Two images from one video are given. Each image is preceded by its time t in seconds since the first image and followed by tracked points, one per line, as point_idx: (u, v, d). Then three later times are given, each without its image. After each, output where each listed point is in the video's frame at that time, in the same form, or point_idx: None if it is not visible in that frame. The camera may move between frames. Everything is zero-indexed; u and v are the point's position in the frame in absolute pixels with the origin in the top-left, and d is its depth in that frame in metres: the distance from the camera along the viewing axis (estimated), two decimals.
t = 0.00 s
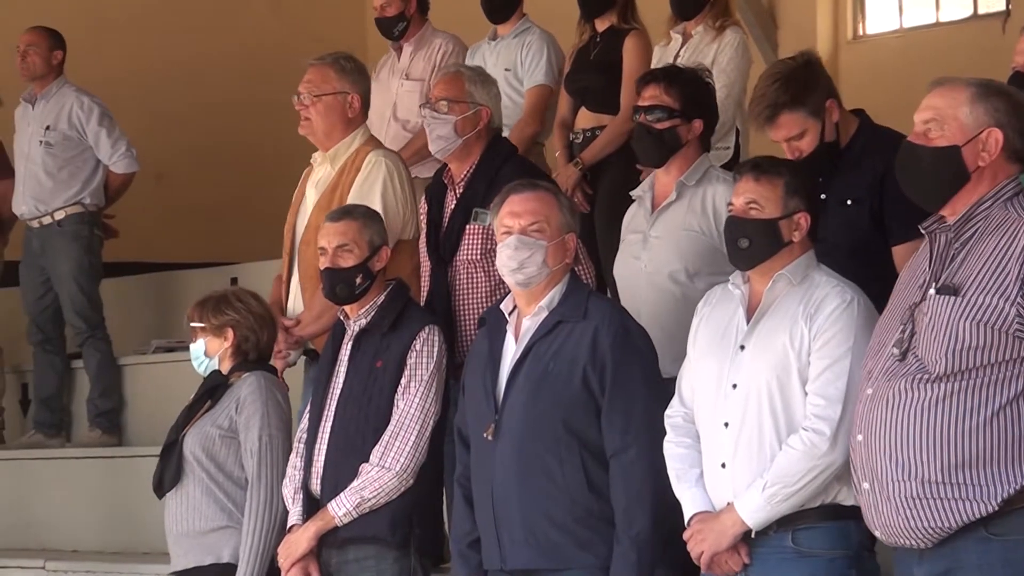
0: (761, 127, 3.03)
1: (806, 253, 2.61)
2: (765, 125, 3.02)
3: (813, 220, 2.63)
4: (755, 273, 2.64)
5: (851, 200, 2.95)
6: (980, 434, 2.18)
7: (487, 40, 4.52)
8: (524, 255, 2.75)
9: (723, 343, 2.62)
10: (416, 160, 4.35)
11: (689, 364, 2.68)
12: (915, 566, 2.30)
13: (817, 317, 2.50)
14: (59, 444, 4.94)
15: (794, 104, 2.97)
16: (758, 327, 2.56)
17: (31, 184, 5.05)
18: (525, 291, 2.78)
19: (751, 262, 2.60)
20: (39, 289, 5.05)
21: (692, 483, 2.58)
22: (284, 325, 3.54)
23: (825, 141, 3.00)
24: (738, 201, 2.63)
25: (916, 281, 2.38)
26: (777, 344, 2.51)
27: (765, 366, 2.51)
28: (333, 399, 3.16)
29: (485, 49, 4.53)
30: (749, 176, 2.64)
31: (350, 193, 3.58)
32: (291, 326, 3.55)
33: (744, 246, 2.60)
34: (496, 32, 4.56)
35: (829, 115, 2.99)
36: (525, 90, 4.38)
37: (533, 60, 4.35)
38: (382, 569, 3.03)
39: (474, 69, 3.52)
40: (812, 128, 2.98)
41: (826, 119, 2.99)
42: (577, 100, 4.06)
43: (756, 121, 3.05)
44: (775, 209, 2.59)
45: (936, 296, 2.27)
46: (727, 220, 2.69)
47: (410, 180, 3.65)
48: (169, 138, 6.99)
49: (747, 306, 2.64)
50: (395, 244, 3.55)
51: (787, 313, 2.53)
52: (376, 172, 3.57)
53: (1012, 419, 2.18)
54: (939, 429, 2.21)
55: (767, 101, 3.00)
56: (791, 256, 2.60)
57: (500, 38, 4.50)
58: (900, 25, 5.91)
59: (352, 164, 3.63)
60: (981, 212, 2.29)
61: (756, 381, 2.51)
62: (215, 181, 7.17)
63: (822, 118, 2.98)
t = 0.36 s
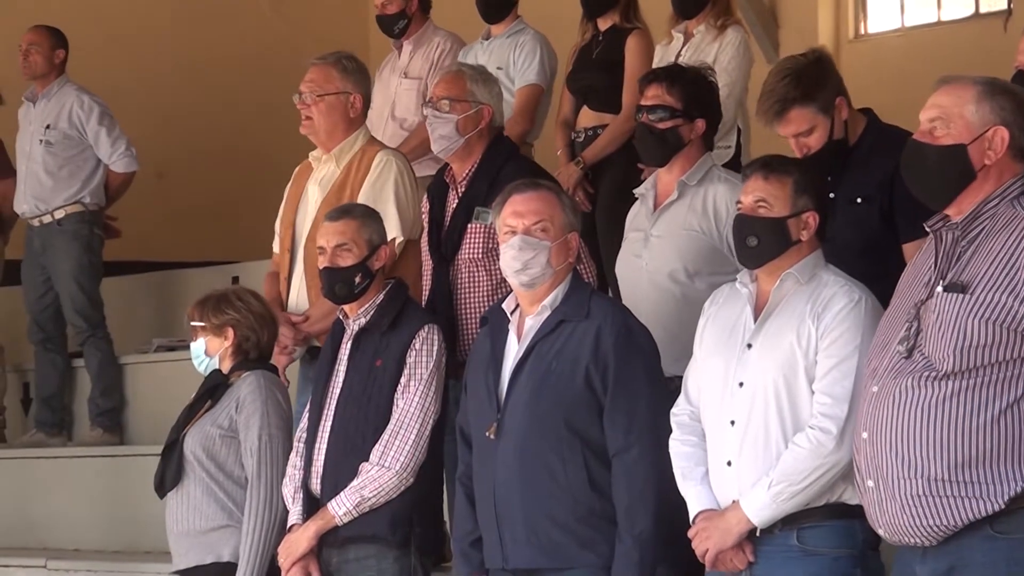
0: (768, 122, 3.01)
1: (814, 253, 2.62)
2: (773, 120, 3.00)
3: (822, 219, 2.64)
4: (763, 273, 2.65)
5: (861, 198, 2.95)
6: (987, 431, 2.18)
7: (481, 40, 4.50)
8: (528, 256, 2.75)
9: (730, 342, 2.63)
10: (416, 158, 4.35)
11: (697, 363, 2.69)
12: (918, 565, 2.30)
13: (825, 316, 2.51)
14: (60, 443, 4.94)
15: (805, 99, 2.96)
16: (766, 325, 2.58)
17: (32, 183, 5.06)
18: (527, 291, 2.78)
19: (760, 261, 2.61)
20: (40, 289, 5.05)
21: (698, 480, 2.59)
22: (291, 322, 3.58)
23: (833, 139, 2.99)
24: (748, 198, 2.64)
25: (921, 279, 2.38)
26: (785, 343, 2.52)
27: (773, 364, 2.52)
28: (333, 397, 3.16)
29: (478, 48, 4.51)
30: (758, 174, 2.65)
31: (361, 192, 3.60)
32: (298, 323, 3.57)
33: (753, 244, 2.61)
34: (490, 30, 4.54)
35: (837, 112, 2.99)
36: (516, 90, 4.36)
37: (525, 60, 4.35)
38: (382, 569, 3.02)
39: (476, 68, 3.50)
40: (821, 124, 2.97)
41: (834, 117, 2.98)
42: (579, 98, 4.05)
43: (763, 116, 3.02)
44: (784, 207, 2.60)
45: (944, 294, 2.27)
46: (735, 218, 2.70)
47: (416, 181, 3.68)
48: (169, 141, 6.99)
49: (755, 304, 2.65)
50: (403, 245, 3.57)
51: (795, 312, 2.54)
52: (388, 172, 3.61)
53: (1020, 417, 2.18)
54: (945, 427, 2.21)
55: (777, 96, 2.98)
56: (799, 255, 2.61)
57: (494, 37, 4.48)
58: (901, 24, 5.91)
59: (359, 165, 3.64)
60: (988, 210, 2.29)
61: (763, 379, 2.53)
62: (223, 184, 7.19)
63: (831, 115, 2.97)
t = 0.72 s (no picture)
0: (786, 106, 3.03)
1: (822, 251, 2.63)
2: (790, 106, 3.02)
3: (830, 217, 2.64)
4: (771, 270, 2.67)
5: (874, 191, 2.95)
6: (992, 431, 2.19)
7: (478, 37, 4.49)
8: (532, 255, 2.75)
9: (737, 339, 2.64)
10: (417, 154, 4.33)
11: (704, 360, 2.70)
12: (926, 562, 2.30)
13: (832, 314, 2.51)
14: (63, 441, 4.94)
15: (825, 87, 2.98)
16: (773, 322, 2.58)
17: (31, 181, 5.06)
18: (530, 290, 2.78)
19: (768, 257, 2.62)
20: (40, 287, 5.04)
21: (703, 477, 2.59)
22: (292, 320, 3.58)
23: (849, 129, 3.00)
24: (756, 195, 2.65)
25: (933, 278, 2.38)
26: (792, 340, 2.52)
27: (779, 362, 2.52)
28: (335, 394, 3.16)
29: (475, 45, 4.49)
30: (767, 171, 2.66)
31: (362, 189, 3.61)
32: (299, 321, 3.58)
33: (761, 241, 2.62)
34: (487, 28, 4.53)
35: (855, 104, 3.00)
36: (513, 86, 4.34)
37: (524, 57, 4.33)
38: (384, 567, 3.02)
39: (479, 65, 3.49)
40: (839, 114, 2.99)
41: (851, 108, 3.00)
42: (582, 96, 4.06)
43: (781, 102, 3.04)
44: (792, 204, 2.61)
45: (953, 293, 2.28)
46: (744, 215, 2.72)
47: (417, 178, 3.69)
48: (171, 140, 7.00)
49: (762, 302, 2.66)
50: (404, 243, 3.57)
51: (802, 310, 2.55)
52: (388, 170, 3.61)
53: None
54: (951, 426, 2.22)
55: (797, 82, 3.00)
56: (807, 252, 2.62)
57: (492, 34, 4.47)
58: (903, 21, 5.92)
59: (360, 162, 3.65)
60: (1001, 210, 2.30)
61: (769, 376, 2.53)
62: (226, 185, 7.19)
63: (848, 104, 2.99)
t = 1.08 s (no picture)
0: (801, 83, 3.03)
1: (834, 245, 2.62)
2: (805, 83, 3.02)
3: (843, 211, 2.64)
4: (782, 264, 2.66)
5: (876, 180, 2.96)
6: (1003, 424, 2.19)
7: (492, 31, 4.49)
8: (542, 250, 2.75)
9: (748, 332, 2.64)
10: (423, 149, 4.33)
11: (714, 353, 2.70)
12: (942, 557, 2.30)
13: (843, 308, 2.51)
14: (71, 435, 4.95)
15: (841, 68, 2.97)
16: (785, 316, 2.58)
17: (38, 175, 5.06)
18: (539, 285, 2.78)
19: (779, 251, 2.61)
20: (48, 281, 5.05)
21: (713, 470, 2.60)
22: (298, 314, 3.58)
23: (859, 115, 2.99)
24: (769, 188, 2.65)
25: (947, 274, 2.38)
26: (804, 334, 2.52)
27: (791, 355, 2.52)
28: (342, 388, 3.15)
29: (489, 40, 4.50)
30: (780, 165, 2.65)
31: (366, 182, 3.61)
32: (305, 315, 3.58)
33: (773, 234, 2.61)
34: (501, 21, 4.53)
35: (868, 91, 2.99)
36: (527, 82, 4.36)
37: (536, 53, 4.34)
38: (392, 561, 3.02)
39: (487, 59, 3.49)
40: (851, 98, 2.98)
41: (864, 95, 2.99)
42: (589, 90, 4.07)
43: (795, 80, 3.04)
44: (805, 198, 2.61)
45: (963, 288, 2.29)
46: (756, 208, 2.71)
47: (421, 171, 3.69)
48: (175, 134, 7.02)
49: (773, 296, 2.65)
50: (408, 236, 3.54)
51: (814, 304, 2.55)
52: (393, 163, 3.61)
53: None
54: (962, 421, 2.22)
55: (813, 60, 3.00)
56: (819, 247, 2.62)
57: (505, 28, 4.47)
58: (911, 15, 5.87)
59: (365, 154, 3.65)
60: (1011, 205, 2.31)
61: (781, 368, 2.53)
62: (224, 179, 7.17)
63: (861, 90, 2.98)
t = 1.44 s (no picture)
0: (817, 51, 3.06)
1: (850, 236, 2.63)
2: (821, 51, 3.05)
3: (858, 202, 2.64)
4: (797, 255, 2.67)
5: (878, 168, 2.96)
6: (1018, 417, 2.19)
7: (513, 23, 4.50)
8: (557, 241, 2.75)
9: (762, 323, 2.64)
10: (434, 143, 4.33)
11: (728, 345, 2.71)
12: (960, 548, 2.31)
13: (858, 299, 2.52)
14: (84, 426, 4.96)
15: (855, 52, 2.98)
16: (799, 307, 2.58)
17: (53, 167, 5.05)
18: (553, 276, 2.79)
19: (795, 241, 2.62)
20: (62, 271, 5.06)
21: (727, 459, 2.61)
22: (308, 306, 3.58)
23: (867, 92, 3.00)
24: (784, 179, 2.65)
25: (961, 267, 2.39)
26: (819, 325, 2.53)
27: (806, 346, 2.53)
28: (354, 379, 3.16)
29: (510, 32, 4.51)
30: (796, 156, 2.66)
31: (373, 173, 3.61)
32: (315, 307, 3.58)
33: (789, 224, 2.62)
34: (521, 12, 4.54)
35: (881, 71, 3.01)
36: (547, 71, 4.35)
37: (554, 42, 4.33)
38: (404, 551, 3.02)
39: (498, 50, 3.50)
40: (860, 71, 2.99)
41: (875, 74, 3.00)
42: (600, 81, 4.07)
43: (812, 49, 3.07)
44: (820, 189, 2.61)
45: (976, 282, 2.30)
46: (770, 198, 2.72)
47: (429, 162, 3.70)
48: (189, 123, 7.06)
49: (788, 287, 2.66)
50: (416, 226, 3.54)
51: (828, 295, 2.55)
52: (400, 154, 3.62)
53: None
54: (977, 414, 2.23)
55: (831, 27, 3.03)
56: (834, 238, 2.62)
57: (524, 19, 4.48)
58: (923, 5, 5.85)
59: (372, 146, 3.65)
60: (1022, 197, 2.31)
61: (796, 360, 2.53)
62: (233, 176, 7.20)
63: (873, 67, 3.00)
